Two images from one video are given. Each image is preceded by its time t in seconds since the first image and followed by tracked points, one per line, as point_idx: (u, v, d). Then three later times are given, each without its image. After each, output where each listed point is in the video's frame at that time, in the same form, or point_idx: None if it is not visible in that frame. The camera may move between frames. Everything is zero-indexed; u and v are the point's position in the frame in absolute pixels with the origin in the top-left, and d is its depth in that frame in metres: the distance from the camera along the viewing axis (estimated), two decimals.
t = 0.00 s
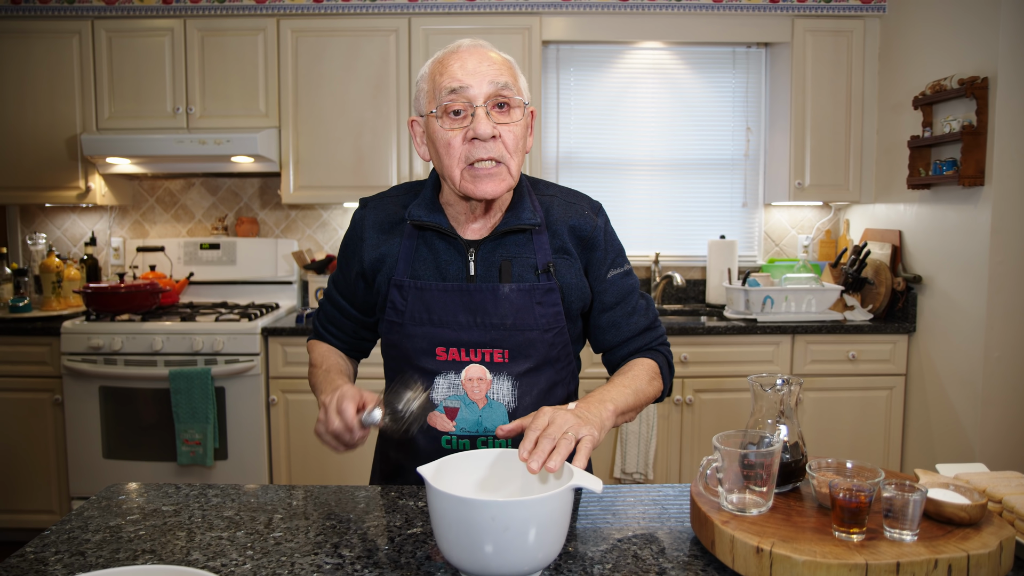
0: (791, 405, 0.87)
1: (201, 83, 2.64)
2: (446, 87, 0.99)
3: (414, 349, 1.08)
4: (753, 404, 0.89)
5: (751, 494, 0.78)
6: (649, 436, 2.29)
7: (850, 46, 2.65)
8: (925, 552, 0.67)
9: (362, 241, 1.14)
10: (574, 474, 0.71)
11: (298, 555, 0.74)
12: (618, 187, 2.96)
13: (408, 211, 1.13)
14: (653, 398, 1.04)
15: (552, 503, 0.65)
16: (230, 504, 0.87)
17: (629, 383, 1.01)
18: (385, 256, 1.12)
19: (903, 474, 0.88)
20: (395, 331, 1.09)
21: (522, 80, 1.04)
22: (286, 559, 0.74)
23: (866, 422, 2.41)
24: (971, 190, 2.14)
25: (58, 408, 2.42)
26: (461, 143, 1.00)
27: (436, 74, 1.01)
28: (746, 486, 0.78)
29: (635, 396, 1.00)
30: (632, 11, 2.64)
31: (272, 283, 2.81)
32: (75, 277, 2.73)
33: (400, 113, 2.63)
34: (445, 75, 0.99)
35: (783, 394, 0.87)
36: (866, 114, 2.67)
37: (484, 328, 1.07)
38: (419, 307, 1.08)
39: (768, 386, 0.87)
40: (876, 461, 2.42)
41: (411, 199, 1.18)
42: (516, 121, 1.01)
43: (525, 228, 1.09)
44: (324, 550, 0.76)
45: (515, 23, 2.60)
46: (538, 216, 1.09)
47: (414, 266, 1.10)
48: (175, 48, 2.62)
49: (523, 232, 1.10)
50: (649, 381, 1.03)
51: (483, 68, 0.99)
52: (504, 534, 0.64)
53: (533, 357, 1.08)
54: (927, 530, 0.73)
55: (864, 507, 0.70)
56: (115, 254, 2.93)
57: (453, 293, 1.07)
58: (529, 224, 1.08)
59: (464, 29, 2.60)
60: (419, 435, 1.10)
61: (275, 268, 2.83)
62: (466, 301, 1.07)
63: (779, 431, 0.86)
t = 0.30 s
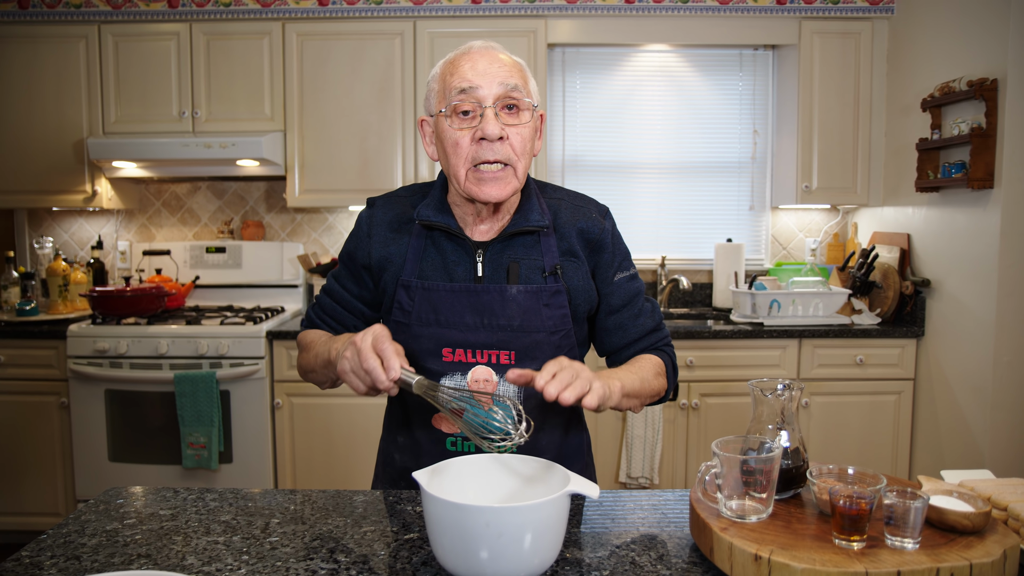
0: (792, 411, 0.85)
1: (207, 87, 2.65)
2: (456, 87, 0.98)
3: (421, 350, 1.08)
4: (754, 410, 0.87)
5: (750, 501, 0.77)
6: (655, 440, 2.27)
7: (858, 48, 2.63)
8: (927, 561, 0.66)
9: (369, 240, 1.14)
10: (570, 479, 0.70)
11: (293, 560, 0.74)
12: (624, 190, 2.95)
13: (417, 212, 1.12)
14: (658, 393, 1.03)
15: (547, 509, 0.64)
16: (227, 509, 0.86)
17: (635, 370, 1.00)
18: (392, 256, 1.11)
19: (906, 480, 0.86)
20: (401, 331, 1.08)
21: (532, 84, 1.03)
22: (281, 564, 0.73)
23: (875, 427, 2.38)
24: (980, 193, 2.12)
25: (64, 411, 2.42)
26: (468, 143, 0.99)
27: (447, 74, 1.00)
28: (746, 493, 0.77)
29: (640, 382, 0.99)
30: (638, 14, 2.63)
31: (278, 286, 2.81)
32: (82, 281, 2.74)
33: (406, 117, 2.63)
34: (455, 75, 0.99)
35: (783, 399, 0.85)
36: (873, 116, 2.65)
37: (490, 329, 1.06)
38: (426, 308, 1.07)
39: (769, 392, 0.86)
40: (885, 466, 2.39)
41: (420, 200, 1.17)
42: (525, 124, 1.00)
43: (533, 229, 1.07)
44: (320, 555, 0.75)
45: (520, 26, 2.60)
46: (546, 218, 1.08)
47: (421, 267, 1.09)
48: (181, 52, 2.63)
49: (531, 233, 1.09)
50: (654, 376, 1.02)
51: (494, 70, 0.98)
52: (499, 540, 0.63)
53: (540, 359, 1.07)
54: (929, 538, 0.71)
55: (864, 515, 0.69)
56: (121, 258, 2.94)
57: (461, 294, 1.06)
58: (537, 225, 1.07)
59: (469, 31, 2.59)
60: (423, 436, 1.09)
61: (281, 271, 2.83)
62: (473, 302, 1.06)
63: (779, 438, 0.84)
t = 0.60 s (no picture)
0: (796, 414, 0.84)
1: (212, 92, 2.65)
2: (463, 86, 0.98)
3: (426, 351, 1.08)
4: (756, 413, 0.86)
5: (752, 505, 0.75)
6: (662, 442, 2.26)
7: (865, 46, 2.61)
8: (932, 566, 0.64)
9: (374, 241, 1.13)
10: (569, 482, 0.69)
11: (292, 566, 0.73)
12: (630, 191, 2.94)
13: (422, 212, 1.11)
14: (653, 381, 1.01)
15: (546, 514, 0.63)
16: (228, 514, 0.86)
17: (631, 348, 0.99)
18: (397, 258, 1.11)
19: (911, 484, 0.85)
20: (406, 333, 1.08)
21: (539, 85, 1.02)
22: (280, 570, 0.72)
23: (885, 429, 2.35)
24: (990, 191, 2.09)
25: (72, 415, 2.43)
26: (473, 142, 0.98)
27: (454, 73, 1.00)
28: (748, 497, 0.75)
29: (634, 357, 0.97)
30: (643, 14, 2.62)
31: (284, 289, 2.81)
32: (90, 285, 2.75)
33: (410, 119, 2.63)
34: (461, 75, 0.98)
35: (788, 401, 0.84)
36: (881, 115, 2.63)
37: (495, 332, 1.06)
38: (431, 309, 1.06)
39: (771, 394, 0.85)
40: (896, 468, 2.36)
41: (424, 202, 1.17)
42: (531, 125, 0.99)
43: (538, 231, 1.06)
44: (319, 561, 0.74)
45: (525, 28, 2.59)
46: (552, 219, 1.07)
47: (426, 268, 1.09)
48: (186, 57, 2.64)
49: (536, 235, 1.08)
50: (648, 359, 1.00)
51: (501, 70, 0.97)
52: (497, 546, 0.62)
53: (544, 362, 1.07)
54: (934, 542, 0.70)
55: (867, 519, 0.68)
56: (129, 262, 2.95)
57: (466, 295, 1.05)
58: (543, 227, 1.06)
59: (473, 33, 2.59)
60: (427, 439, 1.08)
61: (288, 274, 2.83)
62: (479, 304, 1.05)
63: (782, 441, 0.83)
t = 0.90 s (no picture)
0: (797, 418, 0.84)
1: (221, 95, 2.67)
2: (464, 90, 0.98)
3: (426, 354, 1.08)
4: (755, 417, 0.86)
5: (751, 509, 0.75)
6: (669, 445, 2.24)
7: (874, 47, 2.59)
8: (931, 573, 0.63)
9: (376, 245, 1.13)
10: (566, 486, 0.69)
11: (291, 568, 0.73)
12: (638, 193, 2.93)
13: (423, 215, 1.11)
14: (653, 394, 1.01)
15: (542, 518, 0.63)
16: (229, 516, 0.86)
17: (631, 364, 1.00)
18: (399, 262, 1.11)
19: (913, 488, 0.84)
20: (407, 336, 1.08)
21: (541, 89, 1.02)
22: (278, 572, 0.72)
23: (894, 432, 2.33)
24: (1001, 192, 2.07)
25: (81, 417, 2.45)
26: (474, 147, 0.98)
27: (456, 76, 1.00)
28: (747, 501, 0.75)
29: (633, 374, 0.98)
30: (650, 16, 2.61)
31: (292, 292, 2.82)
32: (100, 288, 2.77)
33: (417, 122, 2.64)
34: (463, 79, 0.98)
35: (787, 405, 0.83)
36: (891, 116, 2.61)
37: (495, 335, 1.06)
38: (431, 313, 1.07)
39: (771, 398, 0.83)
40: (905, 472, 2.34)
41: (427, 205, 1.17)
42: (533, 130, 0.99)
43: (539, 235, 1.06)
44: (318, 563, 0.74)
45: (532, 30, 2.59)
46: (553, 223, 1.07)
47: (427, 272, 1.09)
48: (195, 61, 2.66)
49: (537, 238, 1.07)
50: (649, 373, 1.01)
51: (503, 74, 0.97)
52: (493, 550, 0.62)
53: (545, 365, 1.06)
54: (934, 548, 0.69)
55: (866, 524, 0.67)
56: (139, 265, 2.98)
57: (466, 298, 1.06)
58: (544, 231, 1.06)
59: (480, 36, 2.60)
60: (428, 441, 1.08)
61: (296, 277, 2.84)
62: (478, 307, 1.06)
63: (781, 446, 0.83)
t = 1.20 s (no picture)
0: (790, 419, 0.83)
1: (224, 98, 2.68)
2: (464, 90, 0.98)
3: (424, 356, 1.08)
4: (748, 418, 0.86)
5: (742, 511, 0.75)
6: (672, 447, 2.24)
7: (877, 47, 2.58)
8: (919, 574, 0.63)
9: (375, 247, 1.14)
10: (556, 488, 0.69)
11: (283, 569, 0.73)
12: (641, 194, 2.93)
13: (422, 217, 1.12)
14: (650, 390, 0.98)
15: (532, 519, 0.63)
16: (224, 518, 0.86)
17: (628, 355, 0.97)
18: (398, 264, 1.11)
19: (907, 490, 0.83)
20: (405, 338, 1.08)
21: (540, 91, 1.02)
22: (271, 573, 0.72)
23: (898, 433, 2.32)
24: (1004, 193, 2.06)
25: (86, 418, 2.46)
26: (473, 147, 0.98)
27: (456, 77, 1.00)
28: (738, 502, 0.75)
29: (630, 362, 0.95)
30: (652, 17, 2.61)
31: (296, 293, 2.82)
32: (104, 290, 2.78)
33: (420, 124, 2.64)
34: (462, 80, 0.98)
35: (780, 406, 0.83)
36: (894, 116, 2.60)
37: (494, 337, 1.06)
38: (430, 315, 1.07)
39: (763, 400, 0.83)
40: (908, 473, 2.34)
41: (426, 207, 1.17)
42: (533, 131, 0.99)
43: (537, 236, 1.06)
44: (311, 564, 0.74)
45: (534, 31, 2.59)
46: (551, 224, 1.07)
47: (426, 274, 1.09)
48: (199, 64, 2.67)
49: (536, 239, 1.08)
50: (644, 366, 0.98)
51: (503, 76, 0.97)
52: (482, 551, 0.62)
53: (543, 367, 1.07)
54: (924, 549, 0.69)
55: (855, 526, 0.66)
56: (143, 267, 2.99)
57: (463, 299, 1.05)
58: (542, 232, 1.06)
59: (483, 38, 2.60)
60: (427, 443, 1.08)
61: (299, 279, 2.85)
62: (477, 310, 1.05)
63: (773, 447, 0.82)
